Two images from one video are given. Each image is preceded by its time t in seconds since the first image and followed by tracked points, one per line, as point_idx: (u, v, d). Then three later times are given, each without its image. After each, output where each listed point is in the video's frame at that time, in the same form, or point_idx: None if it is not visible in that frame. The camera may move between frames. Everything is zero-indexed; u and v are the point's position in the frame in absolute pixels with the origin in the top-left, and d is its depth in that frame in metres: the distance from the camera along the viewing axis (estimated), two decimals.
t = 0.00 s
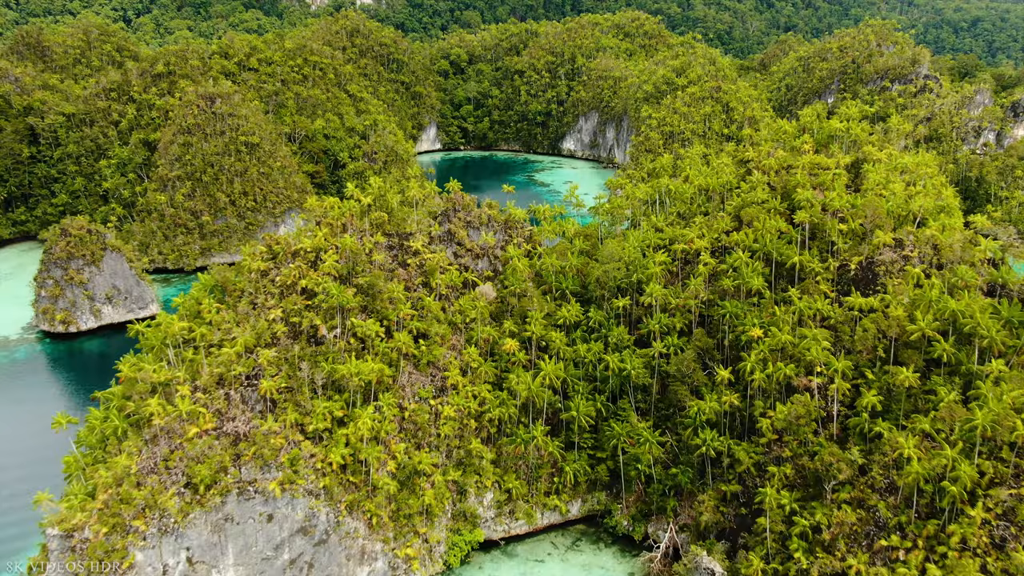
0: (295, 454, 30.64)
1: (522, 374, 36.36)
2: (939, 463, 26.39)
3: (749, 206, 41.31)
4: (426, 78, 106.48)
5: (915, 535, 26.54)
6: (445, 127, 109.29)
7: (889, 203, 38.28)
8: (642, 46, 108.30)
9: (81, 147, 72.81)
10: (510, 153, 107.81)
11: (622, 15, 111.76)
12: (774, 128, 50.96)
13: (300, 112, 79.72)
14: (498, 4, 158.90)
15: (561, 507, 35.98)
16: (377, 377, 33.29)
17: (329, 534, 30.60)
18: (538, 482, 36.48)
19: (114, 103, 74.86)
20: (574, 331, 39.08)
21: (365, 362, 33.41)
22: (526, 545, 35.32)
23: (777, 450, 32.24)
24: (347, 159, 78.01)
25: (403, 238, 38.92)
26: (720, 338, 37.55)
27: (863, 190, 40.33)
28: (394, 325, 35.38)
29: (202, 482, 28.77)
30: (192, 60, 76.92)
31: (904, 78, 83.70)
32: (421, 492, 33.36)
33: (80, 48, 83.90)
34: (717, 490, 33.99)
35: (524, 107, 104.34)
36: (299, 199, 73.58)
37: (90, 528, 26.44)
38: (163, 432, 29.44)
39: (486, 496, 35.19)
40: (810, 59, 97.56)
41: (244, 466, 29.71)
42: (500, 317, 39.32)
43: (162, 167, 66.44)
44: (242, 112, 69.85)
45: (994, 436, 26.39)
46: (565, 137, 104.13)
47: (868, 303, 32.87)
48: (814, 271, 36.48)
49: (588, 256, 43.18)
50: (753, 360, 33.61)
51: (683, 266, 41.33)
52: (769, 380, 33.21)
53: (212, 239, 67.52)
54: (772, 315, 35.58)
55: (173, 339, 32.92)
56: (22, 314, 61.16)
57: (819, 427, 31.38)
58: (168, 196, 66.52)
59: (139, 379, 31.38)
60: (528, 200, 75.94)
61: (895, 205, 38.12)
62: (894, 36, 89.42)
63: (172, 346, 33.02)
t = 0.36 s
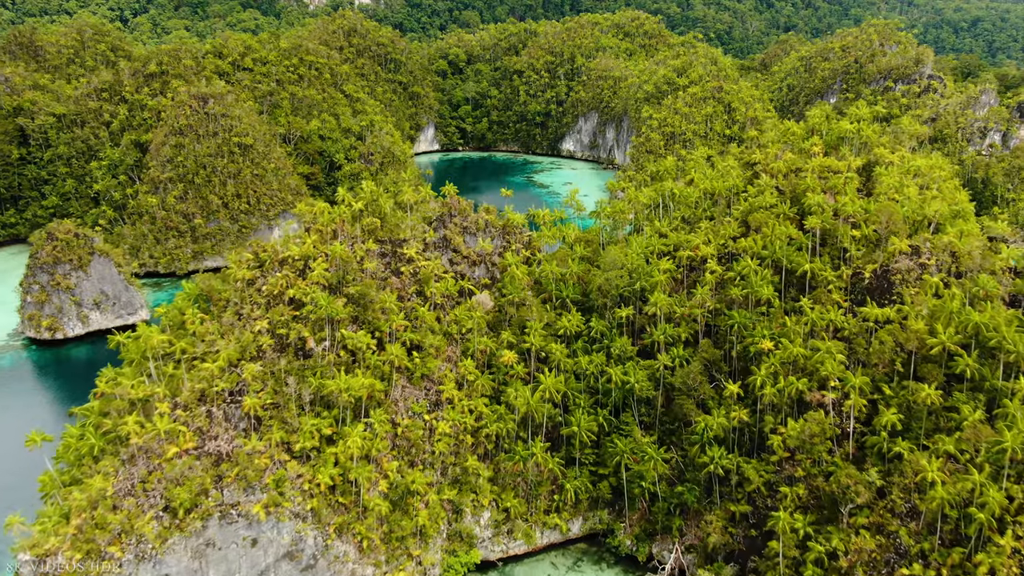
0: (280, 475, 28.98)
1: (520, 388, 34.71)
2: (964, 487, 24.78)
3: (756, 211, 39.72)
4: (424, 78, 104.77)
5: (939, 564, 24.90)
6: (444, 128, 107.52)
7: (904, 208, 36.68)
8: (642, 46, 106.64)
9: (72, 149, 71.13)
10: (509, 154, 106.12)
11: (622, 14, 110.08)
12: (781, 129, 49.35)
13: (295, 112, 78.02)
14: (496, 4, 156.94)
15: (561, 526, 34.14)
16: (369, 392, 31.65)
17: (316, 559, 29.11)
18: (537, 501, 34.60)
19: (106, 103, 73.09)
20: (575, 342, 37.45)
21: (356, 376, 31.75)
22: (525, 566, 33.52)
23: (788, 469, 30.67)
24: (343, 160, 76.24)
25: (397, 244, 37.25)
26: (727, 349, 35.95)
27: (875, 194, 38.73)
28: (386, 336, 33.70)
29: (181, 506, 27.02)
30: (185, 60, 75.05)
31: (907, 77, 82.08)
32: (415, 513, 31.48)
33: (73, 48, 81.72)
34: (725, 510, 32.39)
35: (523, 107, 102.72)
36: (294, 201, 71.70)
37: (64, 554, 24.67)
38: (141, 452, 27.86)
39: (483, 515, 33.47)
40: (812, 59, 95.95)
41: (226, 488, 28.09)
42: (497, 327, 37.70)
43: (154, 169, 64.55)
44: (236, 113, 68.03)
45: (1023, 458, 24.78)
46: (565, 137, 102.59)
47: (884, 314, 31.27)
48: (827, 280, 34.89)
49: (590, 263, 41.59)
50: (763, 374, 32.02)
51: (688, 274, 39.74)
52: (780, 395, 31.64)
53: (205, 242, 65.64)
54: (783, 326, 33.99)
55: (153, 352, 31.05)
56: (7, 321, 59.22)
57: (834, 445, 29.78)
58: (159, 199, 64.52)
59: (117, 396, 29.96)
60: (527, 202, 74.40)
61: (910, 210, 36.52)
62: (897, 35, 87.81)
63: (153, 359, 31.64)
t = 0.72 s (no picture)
0: (264, 498, 27.34)
1: (519, 402, 33.08)
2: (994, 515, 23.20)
3: (765, 216, 38.11)
4: (422, 78, 102.98)
5: None
6: (442, 128, 105.70)
7: (919, 213, 35.08)
8: (642, 45, 104.98)
9: (61, 150, 69.11)
10: (508, 155, 104.38)
11: (622, 13, 108.36)
12: (789, 131, 47.71)
13: (290, 113, 76.27)
14: (496, 4, 155.06)
15: (562, 546, 32.18)
16: (358, 409, 29.98)
17: None
18: (536, 520, 32.68)
19: (97, 103, 70.65)
20: (576, 353, 35.81)
21: (345, 392, 30.11)
22: None
23: (801, 489, 29.08)
24: (339, 161, 74.44)
25: (389, 252, 35.56)
26: (735, 361, 34.36)
27: (889, 199, 37.13)
28: (378, 349, 32.04)
29: (158, 532, 25.41)
30: (178, 58, 72.61)
31: (911, 77, 80.41)
32: (407, 535, 29.57)
33: (67, 47, 79.38)
34: (734, 532, 30.80)
35: (522, 107, 101.05)
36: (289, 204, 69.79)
37: None
38: (116, 474, 26.13)
39: (480, 536, 31.54)
40: (814, 58, 94.29)
41: (206, 513, 26.49)
42: (494, 337, 36.09)
43: (145, 170, 62.43)
44: (229, 113, 66.09)
45: None
46: (564, 138, 101.00)
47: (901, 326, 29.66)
48: (839, 290, 33.31)
49: (591, 270, 40.00)
50: (774, 389, 30.41)
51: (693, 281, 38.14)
52: (792, 411, 30.07)
53: (196, 245, 63.78)
54: (794, 338, 32.40)
55: (133, 365, 28.97)
56: None
57: (850, 466, 28.17)
58: (150, 201, 62.51)
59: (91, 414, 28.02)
60: (525, 204, 72.84)
61: (926, 215, 34.91)
62: (900, 34, 86.12)
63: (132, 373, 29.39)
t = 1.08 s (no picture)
0: (246, 523, 25.60)
1: (517, 418, 31.41)
2: None
3: (774, 221, 36.50)
4: (420, 77, 101.16)
5: None
6: (439, 129, 103.97)
7: (936, 219, 33.47)
8: (642, 45, 103.33)
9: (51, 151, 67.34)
10: (507, 155, 102.64)
11: (621, 12, 106.64)
12: (796, 132, 46.08)
13: (284, 113, 74.52)
14: (493, 3, 153.15)
15: (562, 569, 30.47)
16: (347, 427, 28.29)
17: None
18: (535, 541, 31.00)
19: (87, 103, 65.53)
20: (577, 365, 34.16)
21: (333, 410, 28.44)
22: None
23: (816, 512, 27.46)
24: (334, 162, 72.64)
25: (381, 259, 33.91)
26: (744, 374, 32.77)
27: (903, 204, 35.52)
28: (368, 363, 30.36)
29: (131, 562, 23.54)
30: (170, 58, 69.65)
31: (913, 77, 78.77)
32: (399, 560, 27.86)
33: (59, 47, 75.84)
34: (744, 555, 29.16)
35: (521, 107, 99.35)
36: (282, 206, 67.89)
37: None
38: (88, 498, 24.45)
39: (476, 559, 29.88)
40: (815, 58, 92.68)
41: (183, 541, 24.64)
42: (491, 348, 34.40)
43: (134, 172, 59.93)
44: (222, 114, 63.75)
45: None
46: (563, 138, 99.42)
47: (921, 340, 28.05)
48: (853, 300, 31.72)
49: (592, 278, 38.38)
50: (787, 406, 28.77)
51: (699, 289, 36.56)
52: (805, 429, 28.47)
53: (188, 248, 61.41)
54: (806, 351, 30.78)
55: (110, 379, 26.98)
56: None
57: (869, 488, 26.55)
58: (140, 204, 60.04)
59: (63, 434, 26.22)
60: (523, 206, 71.24)
61: (943, 221, 33.31)
62: (903, 34, 84.48)
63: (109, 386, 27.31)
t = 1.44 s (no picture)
0: (224, 550, 23.76)
1: (515, 433, 29.73)
2: None
3: (784, 224, 34.85)
4: (417, 77, 99.31)
5: None
6: (437, 129, 102.17)
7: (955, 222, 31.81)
8: (642, 44, 101.62)
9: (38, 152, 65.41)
10: (505, 156, 100.88)
11: (621, 11, 104.84)
12: (805, 131, 44.36)
13: (279, 112, 72.74)
14: (492, 2, 151.37)
15: None
16: (334, 445, 26.55)
17: None
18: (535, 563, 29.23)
19: (78, 103, 62.88)
20: (578, 376, 32.49)
21: (319, 426, 26.72)
22: None
23: (833, 534, 25.76)
24: (329, 162, 70.78)
25: (372, 265, 32.21)
26: (753, 385, 31.10)
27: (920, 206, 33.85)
28: (357, 375, 28.67)
29: None
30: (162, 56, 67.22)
31: (917, 76, 77.13)
32: None
33: (51, 45, 72.69)
34: None
35: (519, 107, 97.63)
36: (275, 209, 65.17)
37: None
38: (56, 523, 22.56)
39: None
40: (817, 57, 91.02)
41: (157, 568, 22.96)
42: (487, 358, 32.67)
43: (124, 172, 57.46)
44: (214, 113, 61.67)
45: None
46: (562, 138, 97.70)
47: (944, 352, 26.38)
48: (870, 308, 30.06)
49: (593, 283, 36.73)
50: (801, 421, 27.10)
51: (706, 295, 34.92)
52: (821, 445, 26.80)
53: (179, 251, 58.59)
54: (821, 362, 29.13)
55: (81, 395, 25.28)
56: None
57: (889, 510, 24.89)
58: (130, 205, 57.57)
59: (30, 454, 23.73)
60: (521, 206, 69.53)
61: (962, 225, 31.66)
62: (906, 32, 82.77)
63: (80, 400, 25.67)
